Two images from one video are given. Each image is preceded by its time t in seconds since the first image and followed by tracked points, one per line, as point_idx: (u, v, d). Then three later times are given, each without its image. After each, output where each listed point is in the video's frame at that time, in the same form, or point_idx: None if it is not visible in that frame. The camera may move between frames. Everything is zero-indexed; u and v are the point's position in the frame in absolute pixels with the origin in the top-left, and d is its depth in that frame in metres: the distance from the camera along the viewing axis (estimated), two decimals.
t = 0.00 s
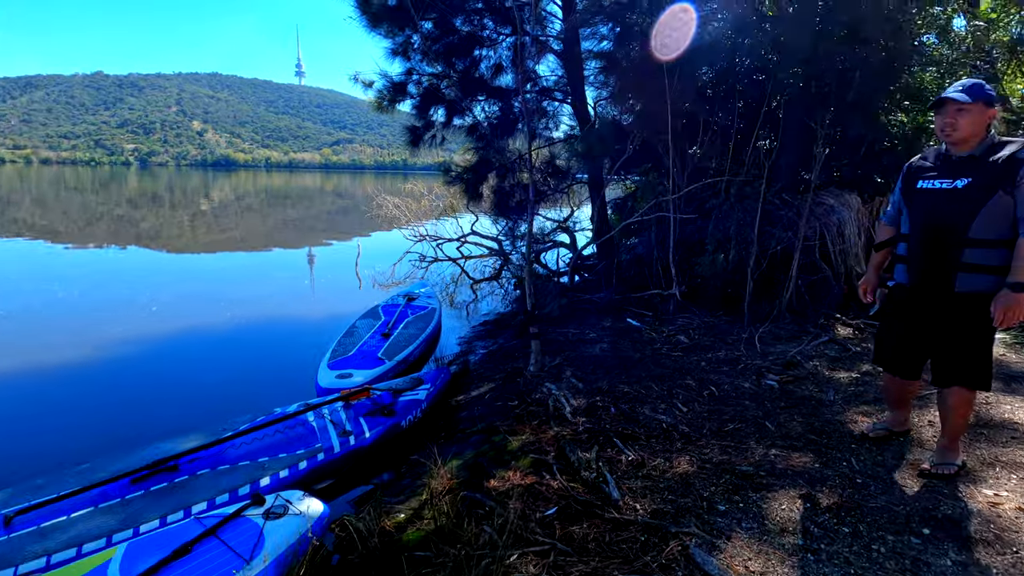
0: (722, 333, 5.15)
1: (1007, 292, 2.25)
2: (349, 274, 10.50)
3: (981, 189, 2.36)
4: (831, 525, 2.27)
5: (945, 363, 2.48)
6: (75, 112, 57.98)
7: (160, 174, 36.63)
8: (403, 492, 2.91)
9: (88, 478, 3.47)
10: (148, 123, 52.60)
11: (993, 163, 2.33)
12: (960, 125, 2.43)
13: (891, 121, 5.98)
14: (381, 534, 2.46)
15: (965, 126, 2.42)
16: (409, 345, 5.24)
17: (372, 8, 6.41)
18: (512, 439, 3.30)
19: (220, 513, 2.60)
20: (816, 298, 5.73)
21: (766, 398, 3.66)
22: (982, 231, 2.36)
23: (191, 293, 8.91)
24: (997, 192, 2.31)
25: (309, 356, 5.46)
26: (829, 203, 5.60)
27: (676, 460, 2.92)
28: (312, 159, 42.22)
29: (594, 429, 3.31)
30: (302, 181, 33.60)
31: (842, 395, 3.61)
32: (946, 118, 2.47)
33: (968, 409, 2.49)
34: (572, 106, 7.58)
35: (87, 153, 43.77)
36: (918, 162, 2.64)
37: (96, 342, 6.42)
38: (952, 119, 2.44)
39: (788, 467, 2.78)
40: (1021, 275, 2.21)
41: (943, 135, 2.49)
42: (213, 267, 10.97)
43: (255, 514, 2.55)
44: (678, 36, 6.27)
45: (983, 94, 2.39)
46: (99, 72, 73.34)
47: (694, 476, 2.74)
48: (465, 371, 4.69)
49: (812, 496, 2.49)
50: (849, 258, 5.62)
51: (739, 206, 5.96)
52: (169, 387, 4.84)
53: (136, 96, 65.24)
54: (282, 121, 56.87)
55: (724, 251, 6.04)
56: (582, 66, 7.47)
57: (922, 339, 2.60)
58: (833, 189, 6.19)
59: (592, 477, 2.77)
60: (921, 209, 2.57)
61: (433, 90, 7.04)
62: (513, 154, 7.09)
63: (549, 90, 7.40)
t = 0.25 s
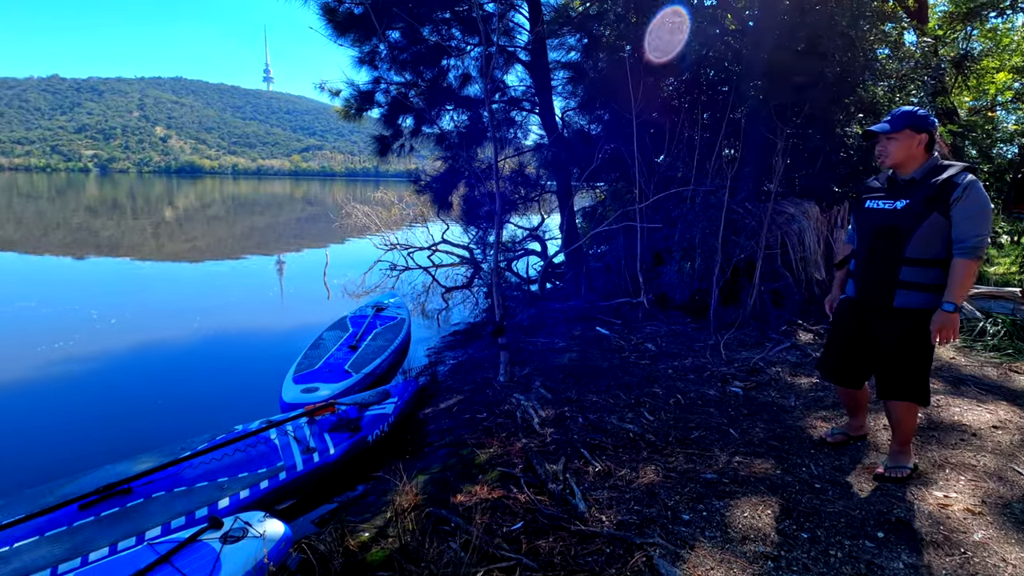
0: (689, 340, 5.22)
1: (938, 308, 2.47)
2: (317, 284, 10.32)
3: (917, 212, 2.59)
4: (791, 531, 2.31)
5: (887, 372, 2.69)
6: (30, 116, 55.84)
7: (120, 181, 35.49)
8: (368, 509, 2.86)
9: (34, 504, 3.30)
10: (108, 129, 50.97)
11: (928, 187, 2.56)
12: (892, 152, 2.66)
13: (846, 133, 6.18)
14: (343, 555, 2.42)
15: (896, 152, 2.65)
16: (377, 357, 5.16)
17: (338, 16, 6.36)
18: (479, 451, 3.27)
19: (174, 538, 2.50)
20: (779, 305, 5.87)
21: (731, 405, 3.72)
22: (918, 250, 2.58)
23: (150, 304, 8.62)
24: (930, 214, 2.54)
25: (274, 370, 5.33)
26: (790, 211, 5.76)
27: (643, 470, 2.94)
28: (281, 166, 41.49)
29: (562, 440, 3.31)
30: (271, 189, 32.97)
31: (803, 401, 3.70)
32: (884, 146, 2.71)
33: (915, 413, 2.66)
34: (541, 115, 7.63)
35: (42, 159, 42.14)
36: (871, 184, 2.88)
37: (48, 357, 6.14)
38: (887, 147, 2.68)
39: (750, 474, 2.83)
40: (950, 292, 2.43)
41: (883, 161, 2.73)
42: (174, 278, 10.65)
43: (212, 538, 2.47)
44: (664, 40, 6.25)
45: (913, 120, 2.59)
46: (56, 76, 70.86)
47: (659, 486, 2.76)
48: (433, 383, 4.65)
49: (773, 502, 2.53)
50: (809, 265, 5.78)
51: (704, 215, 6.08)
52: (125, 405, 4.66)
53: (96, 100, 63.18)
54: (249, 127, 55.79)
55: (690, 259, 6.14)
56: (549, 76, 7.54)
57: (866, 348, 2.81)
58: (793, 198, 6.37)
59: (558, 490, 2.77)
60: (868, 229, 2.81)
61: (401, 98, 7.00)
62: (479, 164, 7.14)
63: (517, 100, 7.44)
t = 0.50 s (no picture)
0: (668, 342, 5.28)
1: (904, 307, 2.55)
2: (296, 287, 10.18)
3: (886, 213, 2.67)
4: (768, 528, 2.35)
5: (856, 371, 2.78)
6: None
7: (91, 182, 34.59)
8: (347, 514, 2.83)
9: None
10: (78, 129, 49.69)
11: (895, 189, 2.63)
12: (860, 156, 2.74)
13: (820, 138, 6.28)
14: (322, 561, 2.39)
15: (864, 156, 2.73)
16: (357, 361, 5.11)
17: (316, 17, 6.31)
18: (460, 454, 3.26)
19: (148, 548, 2.44)
20: (756, 306, 5.98)
21: (709, 405, 3.77)
22: (885, 251, 2.66)
23: (123, 309, 8.41)
24: (897, 215, 2.62)
25: (252, 374, 5.25)
26: (766, 215, 5.87)
27: (623, 470, 2.96)
28: (259, 168, 40.90)
29: (543, 442, 3.32)
30: (248, 191, 32.48)
31: (779, 400, 3.77)
32: (853, 151, 2.79)
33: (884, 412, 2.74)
34: (521, 118, 7.64)
35: (8, 160, 40.90)
36: (843, 187, 2.96)
37: (14, 364, 5.95)
38: (855, 151, 2.76)
39: (729, 473, 2.87)
40: (915, 292, 2.51)
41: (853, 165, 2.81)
42: (148, 282, 10.42)
43: (187, 547, 2.41)
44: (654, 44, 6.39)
45: (878, 124, 2.67)
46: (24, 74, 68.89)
47: (640, 486, 2.79)
48: (414, 386, 4.62)
49: (750, 501, 2.57)
50: (785, 267, 5.90)
51: (682, 218, 6.15)
52: (96, 412, 4.53)
53: (66, 100, 61.56)
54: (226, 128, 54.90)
55: (669, 262, 6.21)
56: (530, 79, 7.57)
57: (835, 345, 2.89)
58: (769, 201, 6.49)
59: (540, 491, 2.78)
60: (840, 230, 2.89)
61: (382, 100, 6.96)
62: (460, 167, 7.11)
63: (498, 103, 7.45)
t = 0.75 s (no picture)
0: (660, 337, 5.30)
1: (893, 298, 2.59)
2: (287, 288, 10.12)
3: (873, 204, 2.69)
4: (758, 518, 2.36)
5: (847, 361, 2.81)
6: None
7: (79, 185, 34.23)
8: (339, 511, 2.81)
9: None
10: (66, 131, 49.16)
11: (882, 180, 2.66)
12: (846, 148, 2.77)
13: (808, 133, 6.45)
14: (313, 557, 2.38)
15: (849, 148, 2.76)
16: (348, 359, 5.09)
17: (304, 15, 6.28)
18: (452, 450, 3.26)
19: (136, 546, 2.42)
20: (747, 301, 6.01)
21: (700, 399, 3.78)
22: (874, 241, 2.69)
23: (111, 310, 8.33)
24: (884, 206, 2.64)
25: (242, 374, 5.21)
26: (755, 210, 5.91)
27: (615, 463, 2.97)
28: (249, 169, 40.63)
29: (535, 437, 3.33)
30: (239, 192, 32.26)
31: (770, 393, 3.79)
32: (838, 143, 2.81)
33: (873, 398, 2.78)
34: (512, 115, 7.64)
35: None
36: (831, 178, 2.98)
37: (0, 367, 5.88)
38: (841, 144, 2.79)
39: (719, 465, 2.88)
40: (904, 283, 2.54)
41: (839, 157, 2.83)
42: (137, 283, 10.31)
43: (176, 545, 2.40)
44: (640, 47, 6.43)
45: (863, 116, 2.69)
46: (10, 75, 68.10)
47: (632, 479, 2.80)
48: (406, 383, 4.61)
49: (741, 492, 2.58)
50: (775, 262, 5.93)
51: (673, 215, 6.15)
52: (84, 413, 4.48)
53: (53, 101, 60.89)
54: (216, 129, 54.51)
55: (660, 258, 6.22)
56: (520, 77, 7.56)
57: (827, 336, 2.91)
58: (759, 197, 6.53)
59: (532, 485, 2.78)
60: (828, 221, 2.91)
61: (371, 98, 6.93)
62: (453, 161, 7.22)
63: (488, 101, 7.45)
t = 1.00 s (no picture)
0: (655, 336, 5.29)
1: (884, 290, 2.58)
2: (286, 290, 10.13)
3: (863, 195, 2.68)
4: (747, 514, 2.36)
5: (838, 354, 2.81)
6: None
7: (80, 190, 34.35)
8: (329, 511, 2.81)
9: None
10: (67, 137, 49.34)
11: (872, 170, 2.65)
12: (836, 139, 2.76)
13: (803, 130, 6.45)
14: (302, 557, 2.38)
15: (840, 139, 2.75)
16: (343, 360, 5.09)
17: (297, 18, 6.30)
18: (444, 449, 3.25)
19: (125, 548, 2.43)
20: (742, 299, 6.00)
21: (693, 397, 3.78)
22: (864, 232, 2.68)
23: (110, 315, 8.35)
24: (875, 197, 2.63)
25: (238, 377, 5.21)
26: (750, 208, 5.91)
27: (606, 461, 2.96)
28: (250, 173, 40.72)
29: (527, 436, 3.32)
30: (240, 197, 32.31)
31: (763, 390, 3.79)
32: (829, 134, 2.80)
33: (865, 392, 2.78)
34: (506, 115, 7.62)
35: None
36: (821, 169, 2.96)
37: None
38: (831, 134, 2.78)
39: (710, 462, 2.88)
40: (894, 274, 2.54)
41: (830, 147, 2.82)
42: (136, 288, 10.35)
43: (165, 546, 2.41)
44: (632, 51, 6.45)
45: (853, 106, 2.68)
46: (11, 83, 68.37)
47: (622, 476, 2.79)
48: (401, 384, 4.60)
49: (730, 489, 2.57)
50: (771, 260, 5.93)
51: (668, 213, 6.14)
52: (80, 417, 4.50)
53: (54, 108, 61.12)
54: (217, 134, 54.64)
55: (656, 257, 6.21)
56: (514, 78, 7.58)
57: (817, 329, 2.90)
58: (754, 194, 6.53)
59: (522, 484, 2.78)
60: (819, 213, 2.90)
61: (366, 100, 6.95)
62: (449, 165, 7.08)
63: (483, 102, 7.46)
